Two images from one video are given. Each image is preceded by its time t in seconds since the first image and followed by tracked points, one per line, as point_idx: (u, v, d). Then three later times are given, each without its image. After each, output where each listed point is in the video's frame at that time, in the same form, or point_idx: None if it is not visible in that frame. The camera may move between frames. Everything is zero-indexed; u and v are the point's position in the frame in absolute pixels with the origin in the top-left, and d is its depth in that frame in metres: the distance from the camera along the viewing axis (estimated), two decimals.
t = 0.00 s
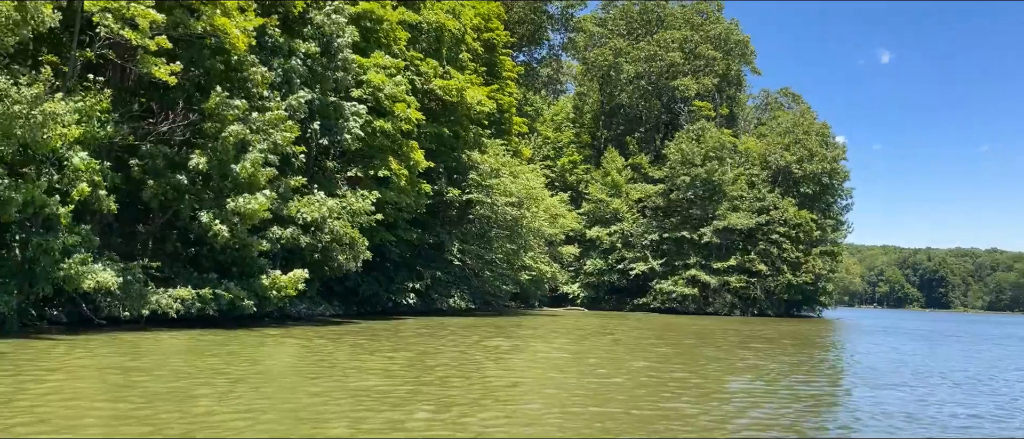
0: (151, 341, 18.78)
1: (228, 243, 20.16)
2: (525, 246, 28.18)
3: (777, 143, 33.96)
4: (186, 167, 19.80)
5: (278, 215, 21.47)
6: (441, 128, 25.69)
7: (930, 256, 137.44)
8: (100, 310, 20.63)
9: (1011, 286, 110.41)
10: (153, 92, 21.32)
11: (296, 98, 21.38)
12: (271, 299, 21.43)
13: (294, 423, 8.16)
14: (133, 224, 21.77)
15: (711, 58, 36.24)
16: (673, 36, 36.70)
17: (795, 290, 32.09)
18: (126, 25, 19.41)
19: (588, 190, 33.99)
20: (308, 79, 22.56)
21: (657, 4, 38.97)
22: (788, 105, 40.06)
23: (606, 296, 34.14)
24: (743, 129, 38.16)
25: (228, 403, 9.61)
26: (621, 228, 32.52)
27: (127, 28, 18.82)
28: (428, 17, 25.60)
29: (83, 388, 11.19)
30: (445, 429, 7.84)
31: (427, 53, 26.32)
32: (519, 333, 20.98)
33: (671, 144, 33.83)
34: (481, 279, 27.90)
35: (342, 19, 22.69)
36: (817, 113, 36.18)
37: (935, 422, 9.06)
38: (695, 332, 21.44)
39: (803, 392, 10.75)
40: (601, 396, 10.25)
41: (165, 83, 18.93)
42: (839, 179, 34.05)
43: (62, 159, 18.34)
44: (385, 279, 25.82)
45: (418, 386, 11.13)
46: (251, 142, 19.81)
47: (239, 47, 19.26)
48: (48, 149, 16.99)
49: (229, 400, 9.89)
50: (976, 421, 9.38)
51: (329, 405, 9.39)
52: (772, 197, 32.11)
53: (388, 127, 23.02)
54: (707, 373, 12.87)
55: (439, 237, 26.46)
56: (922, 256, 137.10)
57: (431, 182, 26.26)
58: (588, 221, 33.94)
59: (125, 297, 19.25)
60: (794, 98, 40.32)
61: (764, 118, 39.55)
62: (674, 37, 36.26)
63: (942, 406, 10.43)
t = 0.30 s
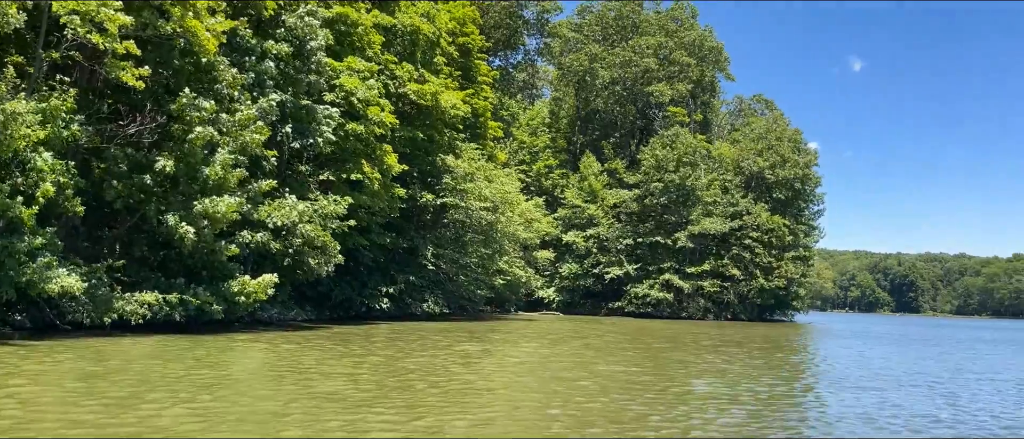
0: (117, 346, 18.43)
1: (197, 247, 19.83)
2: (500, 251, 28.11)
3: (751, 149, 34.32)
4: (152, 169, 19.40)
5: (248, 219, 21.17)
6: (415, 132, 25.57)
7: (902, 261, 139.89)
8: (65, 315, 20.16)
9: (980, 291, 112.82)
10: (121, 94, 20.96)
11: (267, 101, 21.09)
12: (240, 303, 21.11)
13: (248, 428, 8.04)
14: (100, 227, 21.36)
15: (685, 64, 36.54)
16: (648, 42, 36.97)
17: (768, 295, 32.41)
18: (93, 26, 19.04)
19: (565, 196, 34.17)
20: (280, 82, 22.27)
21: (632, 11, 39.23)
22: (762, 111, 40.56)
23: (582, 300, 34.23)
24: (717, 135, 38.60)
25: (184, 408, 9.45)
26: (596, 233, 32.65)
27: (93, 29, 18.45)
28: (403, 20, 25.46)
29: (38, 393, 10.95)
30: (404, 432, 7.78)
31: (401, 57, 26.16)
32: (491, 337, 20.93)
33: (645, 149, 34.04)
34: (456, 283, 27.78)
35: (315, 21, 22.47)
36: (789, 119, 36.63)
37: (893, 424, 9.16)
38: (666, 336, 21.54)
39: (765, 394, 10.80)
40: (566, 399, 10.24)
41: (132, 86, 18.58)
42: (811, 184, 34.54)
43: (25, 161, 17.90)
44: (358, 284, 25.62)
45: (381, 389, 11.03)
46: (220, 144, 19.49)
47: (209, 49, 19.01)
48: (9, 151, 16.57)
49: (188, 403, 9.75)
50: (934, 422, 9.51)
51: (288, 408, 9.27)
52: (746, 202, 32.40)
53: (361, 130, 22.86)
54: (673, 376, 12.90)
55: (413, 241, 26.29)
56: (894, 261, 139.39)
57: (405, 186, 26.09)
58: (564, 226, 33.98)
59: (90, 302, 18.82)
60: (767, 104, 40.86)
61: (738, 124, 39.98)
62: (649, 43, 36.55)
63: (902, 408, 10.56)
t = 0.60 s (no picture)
0: (83, 350, 18.09)
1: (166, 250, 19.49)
2: (477, 255, 28.05)
3: (726, 154, 34.63)
4: (120, 170, 18.91)
5: (219, 223, 20.87)
6: (390, 135, 25.44)
7: (876, 265, 142.02)
8: (29, 319, 19.66)
9: (950, 295, 115.01)
10: (89, 94, 20.57)
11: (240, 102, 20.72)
12: (211, 308, 20.80)
13: (209, 429, 7.95)
14: (67, 230, 20.90)
15: (661, 69, 36.79)
16: (625, 47, 37.17)
17: (743, 298, 32.70)
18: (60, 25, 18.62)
19: (542, 200, 34.40)
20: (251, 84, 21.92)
21: (609, 15, 39.38)
22: (737, 117, 40.99)
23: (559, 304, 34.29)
24: (693, 140, 38.93)
25: (145, 410, 9.31)
26: (573, 237, 32.76)
27: (60, 29, 18.03)
28: (379, 22, 25.17)
29: None
30: (371, 435, 7.68)
31: (377, 59, 26.03)
32: (465, 341, 20.87)
33: (622, 154, 34.20)
34: (431, 287, 27.67)
35: (289, 23, 22.01)
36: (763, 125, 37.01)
37: (859, 425, 9.24)
38: (640, 339, 21.64)
39: (732, 396, 10.86)
40: (536, 401, 10.19)
41: (100, 88, 18.19)
42: (785, 189, 34.93)
43: None
44: (332, 288, 25.43)
45: (348, 392, 10.94)
46: (190, 146, 19.19)
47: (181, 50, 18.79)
48: None
49: (152, 406, 9.57)
50: (898, 423, 9.61)
51: (252, 411, 9.17)
52: (722, 207, 32.66)
53: (335, 133, 22.69)
54: (642, 378, 12.93)
55: (388, 245, 26.12)
56: (868, 266, 141.44)
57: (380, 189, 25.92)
58: (541, 230, 34.03)
59: (55, 306, 18.39)
60: (742, 110, 41.31)
61: (713, 129, 40.34)
62: (626, 48, 36.73)
63: (868, 410, 10.66)
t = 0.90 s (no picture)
0: (50, 353, 17.75)
1: (136, 252, 19.16)
2: (453, 256, 27.96)
3: (703, 157, 34.91)
4: (89, 169, 18.49)
5: (190, 225, 20.58)
6: (366, 136, 25.29)
7: (851, 267, 143.99)
8: None
9: (922, 296, 116.97)
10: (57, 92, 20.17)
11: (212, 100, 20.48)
12: (182, 310, 20.51)
13: (172, 429, 7.85)
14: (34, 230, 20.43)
15: (639, 72, 37.00)
16: (603, 50, 37.34)
17: (719, 300, 32.97)
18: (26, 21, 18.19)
19: (520, 202, 34.38)
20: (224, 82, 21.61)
21: (587, 18, 39.51)
22: (713, 120, 41.38)
23: (536, 306, 34.34)
24: (669, 143, 39.22)
25: (109, 411, 9.17)
26: (550, 239, 32.80)
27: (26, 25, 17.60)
28: (355, 23, 25.02)
29: None
30: (337, 435, 7.61)
31: (352, 60, 25.87)
32: (439, 342, 20.81)
33: (599, 156, 34.36)
34: (408, 289, 27.55)
35: (263, 21, 21.63)
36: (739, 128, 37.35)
37: (825, 424, 9.33)
38: (614, 341, 21.73)
39: (700, 395, 10.92)
40: (507, 401, 10.18)
41: (68, 87, 17.82)
42: (760, 192, 35.29)
43: None
44: (307, 290, 25.24)
45: (317, 393, 10.85)
46: (160, 146, 18.86)
47: (152, 49, 18.56)
48: None
49: (116, 407, 9.41)
50: (864, 423, 9.73)
51: (217, 411, 9.06)
52: (698, 210, 32.92)
53: (309, 134, 22.44)
54: (613, 379, 12.95)
55: (364, 247, 25.95)
56: (844, 268, 143.28)
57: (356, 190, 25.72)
58: (519, 232, 34.06)
59: (20, 308, 17.94)
60: (717, 113, 41.71)
61: (690, 131, 40.65)
62: (603, 51, 36.88)
63: (835, 409, 10.78)
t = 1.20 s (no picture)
0: (18, 353, 17.45)
1: (107, 251, 18.85)
2: (432, 256, 27.90)
3: (681, 158, 35.16)
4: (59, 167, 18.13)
5: (163, 224, 20.28)
6: (344, 135, 25.11)
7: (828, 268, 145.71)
8: None
9: (898, 297, 118.73)
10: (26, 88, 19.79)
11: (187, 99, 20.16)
12: (154, 310, 20.24)
13: (133, 429, 7.75)
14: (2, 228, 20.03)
15: (618, 73, 37.15)
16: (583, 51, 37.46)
17: (696, 300, 33.23)
18: None
19: (500, 203, 34.38)
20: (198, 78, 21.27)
21: (567, 19, 39.60)
22: (692, 121, 41.67)
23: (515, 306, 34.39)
24: (649, 144, 39.45)
25: (72, 410, 9.04)
26: (530, 239, 32.85)
27: None
28: (333, 21, 24.86)
29: None
30: (302, 435, 7.53)
31: (330, 58, 25.70)
32: (415, 342, 20.74)
33: (578, 157, 34.48)
34: (385, 289, 27.45)
35: (238, 17, 21.31)
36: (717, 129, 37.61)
37: (793, 424, 9.39)
38: (590, 340, 21.80)
39: (670, 395, 10.95)
40: (478, 401, 10.14)
41: (36, 83, 17.46)
42: (738, 193, 35.58)
43: None
44: (283, 290, 25.04)
45: (285, 393, 10.77)
46: (132, 144, 18.57)
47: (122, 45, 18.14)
48: None
49: (78, 408, 9.24)
50: (832, 423, 9.80)
51: (182, 411, 8.96)
52: (676, 210, 33.15)
53: (285, 133, 22.20)
54: (585, 378, 12.97)
55: (341, 246, 25.79)
56: (822, 268, 144.93)
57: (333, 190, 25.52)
58: (499, 232, 34.08)
59: None
60: (696, 114, 42.01)
61: (669, 132, 40.90)
62: (583, 52, 36.97)
63: (805, 409, 10.86)
